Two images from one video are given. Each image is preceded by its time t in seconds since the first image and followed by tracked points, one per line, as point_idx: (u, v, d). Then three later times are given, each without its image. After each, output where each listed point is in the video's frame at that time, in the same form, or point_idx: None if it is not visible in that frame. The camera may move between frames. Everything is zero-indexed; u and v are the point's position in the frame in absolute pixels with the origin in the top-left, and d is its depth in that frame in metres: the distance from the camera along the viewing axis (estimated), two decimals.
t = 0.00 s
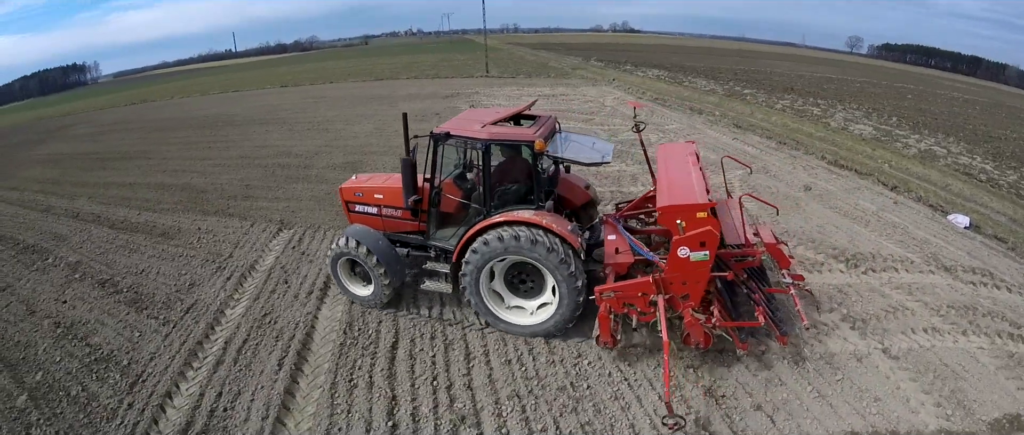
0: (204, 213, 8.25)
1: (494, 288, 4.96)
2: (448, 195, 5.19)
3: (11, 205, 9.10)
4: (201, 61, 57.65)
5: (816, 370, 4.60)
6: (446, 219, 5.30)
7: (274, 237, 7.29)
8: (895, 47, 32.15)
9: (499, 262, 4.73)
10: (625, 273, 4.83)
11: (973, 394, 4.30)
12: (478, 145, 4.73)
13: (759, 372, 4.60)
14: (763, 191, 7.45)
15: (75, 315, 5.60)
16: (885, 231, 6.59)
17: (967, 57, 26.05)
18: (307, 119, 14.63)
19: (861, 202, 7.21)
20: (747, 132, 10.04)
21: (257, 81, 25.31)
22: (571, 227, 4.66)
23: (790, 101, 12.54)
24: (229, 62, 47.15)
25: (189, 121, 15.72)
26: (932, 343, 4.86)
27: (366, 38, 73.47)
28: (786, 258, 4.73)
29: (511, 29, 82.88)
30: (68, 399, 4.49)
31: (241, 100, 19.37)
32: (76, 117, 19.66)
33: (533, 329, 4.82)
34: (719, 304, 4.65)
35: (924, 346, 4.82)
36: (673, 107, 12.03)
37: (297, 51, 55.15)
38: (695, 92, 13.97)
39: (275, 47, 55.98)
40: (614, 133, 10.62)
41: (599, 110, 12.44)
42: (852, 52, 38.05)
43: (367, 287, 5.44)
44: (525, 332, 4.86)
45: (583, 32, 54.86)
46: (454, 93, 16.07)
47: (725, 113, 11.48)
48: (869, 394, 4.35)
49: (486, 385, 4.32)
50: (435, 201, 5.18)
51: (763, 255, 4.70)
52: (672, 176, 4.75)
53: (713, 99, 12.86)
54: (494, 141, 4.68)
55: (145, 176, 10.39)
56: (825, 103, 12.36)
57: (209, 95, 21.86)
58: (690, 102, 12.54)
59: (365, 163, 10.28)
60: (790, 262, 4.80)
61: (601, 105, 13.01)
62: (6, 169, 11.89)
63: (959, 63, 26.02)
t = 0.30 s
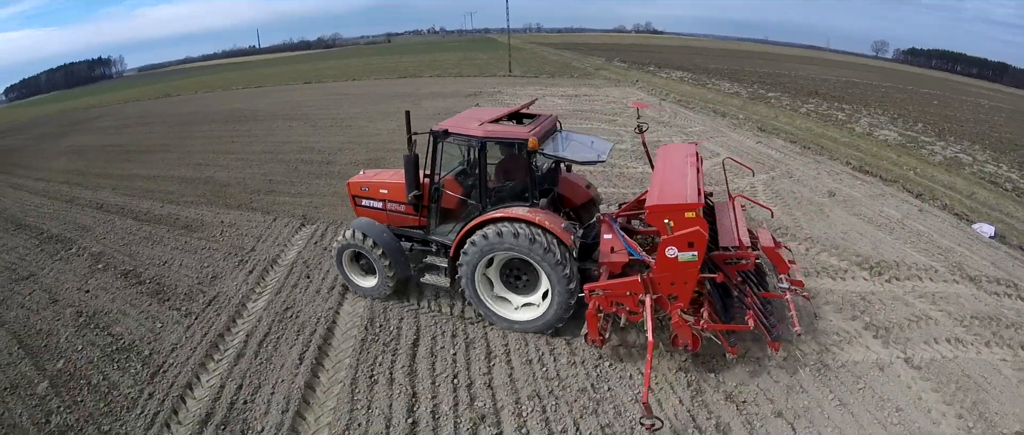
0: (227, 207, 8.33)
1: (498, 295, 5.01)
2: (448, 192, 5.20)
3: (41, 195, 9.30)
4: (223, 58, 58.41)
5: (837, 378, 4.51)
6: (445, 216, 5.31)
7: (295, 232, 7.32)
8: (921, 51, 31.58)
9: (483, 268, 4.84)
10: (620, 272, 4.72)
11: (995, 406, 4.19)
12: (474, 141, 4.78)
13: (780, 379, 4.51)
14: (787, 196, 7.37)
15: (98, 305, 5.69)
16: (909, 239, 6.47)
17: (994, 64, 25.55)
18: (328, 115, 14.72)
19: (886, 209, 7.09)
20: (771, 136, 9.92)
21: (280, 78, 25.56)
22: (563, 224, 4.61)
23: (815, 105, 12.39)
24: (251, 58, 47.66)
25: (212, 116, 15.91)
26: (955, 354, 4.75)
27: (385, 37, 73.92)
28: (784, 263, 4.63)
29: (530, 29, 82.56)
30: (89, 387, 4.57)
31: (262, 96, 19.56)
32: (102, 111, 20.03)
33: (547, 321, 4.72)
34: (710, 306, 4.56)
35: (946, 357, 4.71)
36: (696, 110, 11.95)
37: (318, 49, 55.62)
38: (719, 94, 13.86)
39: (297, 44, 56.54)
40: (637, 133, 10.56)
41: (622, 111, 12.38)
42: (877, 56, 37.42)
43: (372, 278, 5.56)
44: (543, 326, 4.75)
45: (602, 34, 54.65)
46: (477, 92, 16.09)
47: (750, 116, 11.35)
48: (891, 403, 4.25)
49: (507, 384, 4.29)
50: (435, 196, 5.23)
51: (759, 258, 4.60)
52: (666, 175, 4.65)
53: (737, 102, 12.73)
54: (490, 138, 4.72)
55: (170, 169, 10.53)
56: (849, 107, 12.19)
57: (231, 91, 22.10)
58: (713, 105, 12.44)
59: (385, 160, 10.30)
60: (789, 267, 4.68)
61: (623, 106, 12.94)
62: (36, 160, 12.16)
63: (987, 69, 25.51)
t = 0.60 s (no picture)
0: (249, 201, 8.39)
1: (508, 296, 5.03)
2: (450, 187, 5.26)
3: (70, 187, 9.47)
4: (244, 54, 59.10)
5: (859, 386, 4.42)
6: (448, 210, 5.39)
7: (315, 226, 7.33)
8: (947, 55, 31.02)
9: (480, 275, 4.96)
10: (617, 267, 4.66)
11: (1019, 419, 4.07)
12: (473, 136, 4.86)
13: (802, 385, 4.42)
14: (810, 201, 7.27)
15: (119, 296, 5.79)
16: (934, 246, 6.33)
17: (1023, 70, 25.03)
18: (348, 112, 14.79)
19: (910, 216, 6.96)
20: (795, 139, 9.79)
21: (301, 75, 25.76)
22: (560, 219, 4.62)
23: (839, 109, 12.22)
24: (271, 55, 48.13)
25: (234, 111, 16.07)
26: (978, 365, 4.63)
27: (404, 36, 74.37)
28: (783, 261, 4.72)
29: (549, 29, 82.55)
30: (108, 377, 4.63)
31: (283, 92, 19.72)
32: (127, 105, 20.36)
33: (556, 304, 4.63)
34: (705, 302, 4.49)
35: (969, 368, 4.59)
36: (718, 112, 11.84)
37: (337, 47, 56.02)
38: (742, 96, 13.73)
39: (317, 42, 57.04)
40: (660, 133, 10.48)
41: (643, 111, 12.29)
42: (901, 60, 36.83)
43: (376, 271, 5.62)
44: (556, 307, 4.66)
45: (620, 35, 54.46)
46: (498, 91, 16.07)
47: (773, 119, 11.21)
48: (913, 413, 4.15)
49: (527, 385, 4.25)
50: (437, 191, 5.31)
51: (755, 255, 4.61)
52: (664, 170, 4.64)
53: (760, 104, 12.58)
54: (489, 133, 4.80)
55: (194, 162, 10.65)
56: (874, 112, 12.00)
57: (253, 86, 22.31)
58: (736, 107, 12.32)
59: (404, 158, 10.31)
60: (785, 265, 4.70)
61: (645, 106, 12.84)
62: (64, 152, 12.38)
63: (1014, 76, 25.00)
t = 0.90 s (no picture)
0: (272, 196, 8.45)
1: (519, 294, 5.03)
2: (454, 182, 5.34)
3: (98, 180, 9.66)
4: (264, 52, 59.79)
5: (881, 396, 4.32)
6: (451, 205, 5.48)
7: (335, 222, 7.36)
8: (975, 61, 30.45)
9: (487, 282, 5.09)
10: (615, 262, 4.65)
11: None
12: (474, 132, 4.92)
13: (823, 394, 4.34)
14: (833, 208, 7.18)
15: (141, 287, 5.92)
16: (958, 256, 6.20)
17: None
18: (369, 110, 14.87)
19: (935, 225, 6.84)
20: (818, 144, 9.66)
21: (322, 72, 25.95)
22: (557, 213, 4.67)
23: (864, 114, 12.06)
24: (292, 53, 48.60)
25: (256, 107, 16.25)
26: (1002, 378, 4.50)
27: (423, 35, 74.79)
28: (780, 258, 4.77)
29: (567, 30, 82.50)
30: (129, 367, 4.74)
31: (304, 89, 19.89)
32: (152, 100, 20.74)
33: (557, 278, 4.57)
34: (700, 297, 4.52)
35: (993, 381, 4.47)
36: (741, 115, 11.73)
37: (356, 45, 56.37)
38: (765, 99, 13.60)
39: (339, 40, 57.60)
40: (682, 135, 10.42)
41: (666, 113, 12.21)
42: (926, 66, 36.24)
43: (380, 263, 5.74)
44: (559, 281, 4.58)
45: (638, 37, 54.27)
46: (519, 91, 16.07)
47: (797, 123, 11.09)
48: (934, 426, 4.04)
49: (547, 386, 4.22)
50: (440, 186, 5.39)
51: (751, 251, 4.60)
52: (660, 166, 4.64)
53: (784, 108, 12.46)
54: (489, 129, 4.84)
55: (218, 157, 10.80)
56: (900, 118, 11.82)
57: (275, 83, 22.54)
58: (760, 111, 12.21)
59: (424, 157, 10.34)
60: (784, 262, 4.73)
61: (667, 107, 12.75)
62: (91, 145, 12.65)
63: None
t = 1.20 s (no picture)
0: (294, 192, 8.53)
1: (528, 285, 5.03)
2: (456, 180, 5.41)
3: (126, 174, 9.87)
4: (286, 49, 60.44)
5: (902, 407, 4.24)
6: (454, 201, 5.53)
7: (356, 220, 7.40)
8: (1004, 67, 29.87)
9: (501, 291, 5.16)
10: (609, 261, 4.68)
11: None
12: (474, 131, 5.01)
13: (845, 403, 4.26)
14: (856, 215, 7.10)
15: (163, 279, 6.03)
16: (983, 266, 6.07)
17: None
18: (390, 108, 14.95)
19: (959, 234, 6.72)
20: (843, 150, 9.54)
21: (344, 70, 26.14)
22: (552, 211, 4.70)
23: (889, 120, 11.91)
24: (312, 50, 49.03)
25: (279, 104, 16.45)
26: None
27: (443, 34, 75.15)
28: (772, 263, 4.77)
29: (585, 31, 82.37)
30: (149, 359, 4.83)
31: (325, 87, 20.06)
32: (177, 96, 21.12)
33: (543, 252, 4.61)
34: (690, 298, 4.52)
35: (1017, 394, 4.36)
36: (764, 119, 11.63)
37: (375, 43, 56.70)
38: (789, 103, 13.48)
39: (359, 38, 58.11)
40: (705, 138, 10.37)
41: (688, 115, 12.14)
42: (953, 71, 35.63)
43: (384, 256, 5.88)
44: (546, 253, 4.60)
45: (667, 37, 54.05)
46: (540, 92, 16.06)
47: (821, 128, 10.98)
48: None
49: (567, 388, 4.20)
50: (442, 183, 5.45)
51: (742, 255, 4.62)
52: (655, 168, 4.69)
53: (807, 113, 12.33)
54: (488, 128, 4.92)
55: (242, 153, 10.95)
56: (925, 124, 11.66)
57: (297, 80, 22.78)
58: (784, 115, 12.09)
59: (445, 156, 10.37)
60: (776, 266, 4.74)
61: (690, 110, 12.67)
62: (119, 140, 12.94)
63: None
